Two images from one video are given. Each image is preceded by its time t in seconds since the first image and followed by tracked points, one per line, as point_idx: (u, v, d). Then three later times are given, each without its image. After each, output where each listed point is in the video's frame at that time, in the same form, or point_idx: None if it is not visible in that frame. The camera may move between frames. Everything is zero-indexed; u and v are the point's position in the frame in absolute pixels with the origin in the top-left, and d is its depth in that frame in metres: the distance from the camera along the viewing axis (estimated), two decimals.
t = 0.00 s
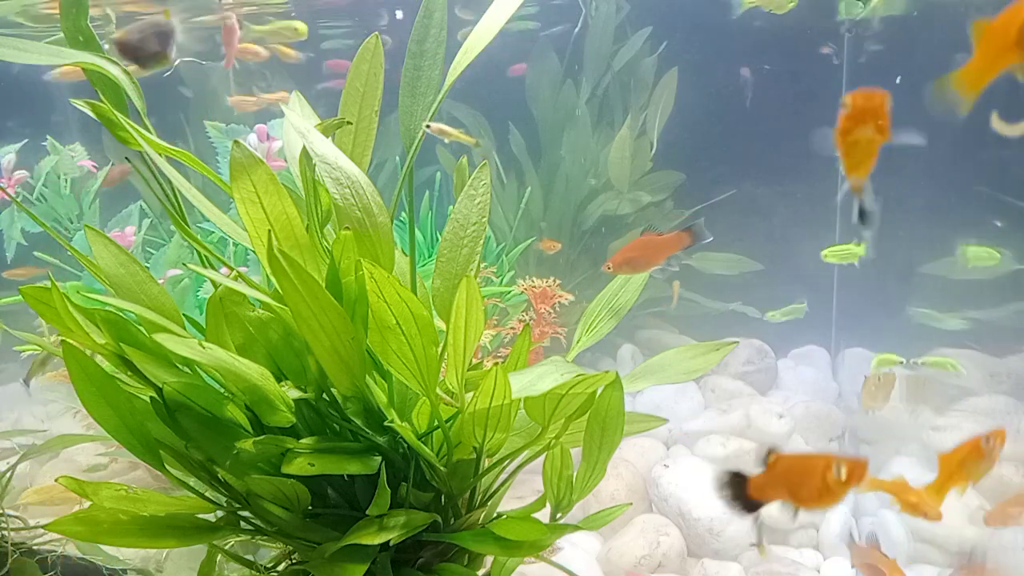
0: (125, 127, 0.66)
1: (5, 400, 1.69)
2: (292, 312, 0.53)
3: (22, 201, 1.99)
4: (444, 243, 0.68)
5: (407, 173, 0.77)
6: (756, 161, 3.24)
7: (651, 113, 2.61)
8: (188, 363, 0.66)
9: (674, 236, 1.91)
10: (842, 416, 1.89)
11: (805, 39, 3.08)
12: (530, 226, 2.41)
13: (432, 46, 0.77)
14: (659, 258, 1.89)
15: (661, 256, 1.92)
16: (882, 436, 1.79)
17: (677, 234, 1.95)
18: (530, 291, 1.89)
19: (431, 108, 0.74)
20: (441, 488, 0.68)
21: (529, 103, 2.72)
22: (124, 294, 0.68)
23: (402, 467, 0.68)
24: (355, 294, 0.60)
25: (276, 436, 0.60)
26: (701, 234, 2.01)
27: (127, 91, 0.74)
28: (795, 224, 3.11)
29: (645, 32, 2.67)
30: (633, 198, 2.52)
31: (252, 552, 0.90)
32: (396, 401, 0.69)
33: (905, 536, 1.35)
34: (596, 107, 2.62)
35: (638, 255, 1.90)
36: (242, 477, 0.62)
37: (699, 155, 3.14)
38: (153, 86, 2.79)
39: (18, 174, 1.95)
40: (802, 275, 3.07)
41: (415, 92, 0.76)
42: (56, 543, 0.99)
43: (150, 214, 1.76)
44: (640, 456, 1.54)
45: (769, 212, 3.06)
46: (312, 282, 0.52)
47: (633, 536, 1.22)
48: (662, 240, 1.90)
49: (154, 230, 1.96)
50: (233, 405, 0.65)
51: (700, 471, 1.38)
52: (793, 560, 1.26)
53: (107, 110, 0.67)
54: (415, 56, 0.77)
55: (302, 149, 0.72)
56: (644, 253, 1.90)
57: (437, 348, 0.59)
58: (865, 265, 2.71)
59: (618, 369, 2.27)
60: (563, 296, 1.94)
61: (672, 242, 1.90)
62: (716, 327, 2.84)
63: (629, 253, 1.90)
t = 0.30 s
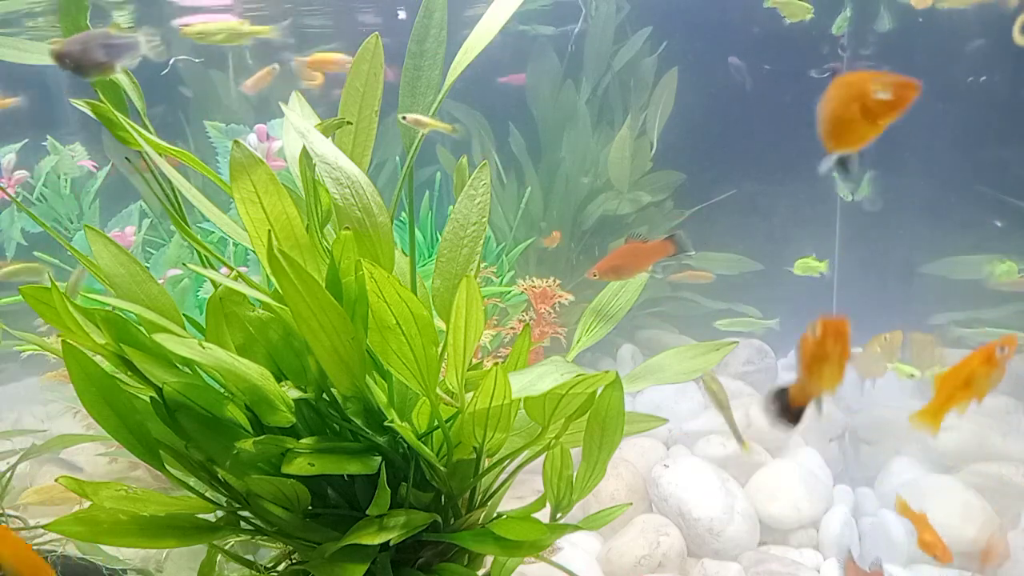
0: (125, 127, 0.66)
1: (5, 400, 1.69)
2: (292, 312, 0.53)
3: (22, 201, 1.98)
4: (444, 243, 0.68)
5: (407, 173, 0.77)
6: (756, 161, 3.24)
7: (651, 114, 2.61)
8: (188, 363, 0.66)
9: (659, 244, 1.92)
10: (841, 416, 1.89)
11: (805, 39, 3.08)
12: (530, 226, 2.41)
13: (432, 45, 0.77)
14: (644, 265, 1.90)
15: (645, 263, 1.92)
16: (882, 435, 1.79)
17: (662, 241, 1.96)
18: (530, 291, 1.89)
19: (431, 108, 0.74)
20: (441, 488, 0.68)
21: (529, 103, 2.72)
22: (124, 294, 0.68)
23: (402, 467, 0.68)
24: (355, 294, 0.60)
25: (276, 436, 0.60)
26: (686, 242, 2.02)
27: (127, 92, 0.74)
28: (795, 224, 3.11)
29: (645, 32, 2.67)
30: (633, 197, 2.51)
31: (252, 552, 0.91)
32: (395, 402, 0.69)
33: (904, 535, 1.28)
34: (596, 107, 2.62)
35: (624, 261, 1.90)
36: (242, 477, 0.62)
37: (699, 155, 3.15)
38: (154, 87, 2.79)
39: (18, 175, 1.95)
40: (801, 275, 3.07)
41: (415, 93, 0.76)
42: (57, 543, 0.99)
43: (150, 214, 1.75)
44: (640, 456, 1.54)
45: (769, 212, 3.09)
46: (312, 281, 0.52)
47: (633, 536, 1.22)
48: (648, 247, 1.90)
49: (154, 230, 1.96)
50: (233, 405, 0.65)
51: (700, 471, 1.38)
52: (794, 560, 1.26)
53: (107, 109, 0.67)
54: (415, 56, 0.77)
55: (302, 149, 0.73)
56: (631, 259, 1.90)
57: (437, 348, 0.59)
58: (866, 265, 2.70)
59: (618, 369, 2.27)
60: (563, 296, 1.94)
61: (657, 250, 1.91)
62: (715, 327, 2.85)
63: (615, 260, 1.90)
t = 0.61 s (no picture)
0: (125, 127, 0.66)
1: (6, 400, 1.69)
2: (292, 312, 0.53)
3: (22, 201, 1.98)
4: (444, 244, 0.68)
5: (407, 173, 0.77)
6: (756, 161, 3.24)
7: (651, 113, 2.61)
8: (188, 363, 0.66)
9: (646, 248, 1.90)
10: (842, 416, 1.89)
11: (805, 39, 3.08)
12: (530, 226, 2.41)
13: (433, 45, 0.77)
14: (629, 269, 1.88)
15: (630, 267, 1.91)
16: (883, 435, 1.79)
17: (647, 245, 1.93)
18: (530, 291, 1.89)
19: (431, 108, 0.74)
20: (441, 488, 0.68)
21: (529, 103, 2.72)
22: (124, 294, 0.68)
23: (402, 467, 0.68)
24: (355, 294, 0.60)
25: (276, 436, 0.60)
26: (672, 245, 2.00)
27: (128, 92, 0.74)
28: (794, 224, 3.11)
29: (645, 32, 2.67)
30: (633, 197, 2.52)
31: (252, 552, 0.91)
32: (395, 402, 0.69)
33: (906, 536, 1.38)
34: (596, 107, 2.62)
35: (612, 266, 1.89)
36: (242, 477, 0.62)
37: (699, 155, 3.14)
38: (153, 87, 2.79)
39: (18, 175, 1.95)
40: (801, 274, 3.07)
41: (415, 92, 0.76)
42: (56, 544, 0.99)
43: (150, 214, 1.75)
44: (640, 456, 1.54)
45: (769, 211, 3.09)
46: (312, 281, 0.52)
47: (633, 536, 1.22)
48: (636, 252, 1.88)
49: (154, 231, 1.96)
50: (232, 405, 0.65)
51: (700, 471, 1.38)
52: (795, 561, 1.26)
53: (107, 110, 0.67)
54: (415, 56, 0.77)
55: (302, 149, 0.73)
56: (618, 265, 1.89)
57: (437, 348, 0.59)
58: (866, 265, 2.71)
59: (618, 369, 2.27)
60: (563, 296, 1.94)
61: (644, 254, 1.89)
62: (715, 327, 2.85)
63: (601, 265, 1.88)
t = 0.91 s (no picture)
0: (125, 127, 0.66)
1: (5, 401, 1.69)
2: (292, 312, 0.53)
3: (22, 201, 1.98)
4: (444, 243, 0.68)
5: (407, 174, 0.77)
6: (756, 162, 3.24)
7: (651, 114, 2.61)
8: (188, 363, 0.66)
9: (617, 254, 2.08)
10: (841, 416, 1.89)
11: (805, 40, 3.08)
12: (530, 226, 2.41)
13: (432, 46, 0.77)
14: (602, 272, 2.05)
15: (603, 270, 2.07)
16: (882, 435, 1.79)
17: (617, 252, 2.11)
18: (530, 291, 1.90)
19: (431, 108, 0.74)
20: (441, 488, 0.68)
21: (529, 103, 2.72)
22: (124, 294, 0.68)
23: (402, 467, 0.68)
24: (355, 294, 0.60)
25: (276, 436, 0.60)
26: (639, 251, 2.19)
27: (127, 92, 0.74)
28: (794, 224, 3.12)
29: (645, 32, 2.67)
30: (633, 197, 2.52)
31: (251, 552, 0.91)
32: (395, 402, 0.69)
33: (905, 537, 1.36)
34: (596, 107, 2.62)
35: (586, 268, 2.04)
36: (242, 477, 0.62)
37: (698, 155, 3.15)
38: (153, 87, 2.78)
39: (18, 175, 1.95)
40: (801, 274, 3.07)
41: (414, 93, 0.76)
42: (56, 544, 0.99)
43: (150, 214, 1.75)
44: (640, 456, 1.54)
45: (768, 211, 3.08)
46: (312, 281, 0.52)
47: (633, 535, 1.22)
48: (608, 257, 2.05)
49: (154, 231, 1.95)
50: (232, 405, 0.65)
51: (700, 471, 1.38)
52: (795, 560, 1.26)
53: (107, 110, 0.67)
54: (415, 56, 0.77)
55: (302, 149, 0.73)
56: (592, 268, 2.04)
57: (437, 348, 0.59)
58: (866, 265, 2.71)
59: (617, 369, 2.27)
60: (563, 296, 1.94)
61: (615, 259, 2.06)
62: (715, 327, 2.85)
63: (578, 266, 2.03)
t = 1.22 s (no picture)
0: (125, 127, 0.66)
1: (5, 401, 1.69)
2: (292, 312, 0.53)
3: (22, 201, 1.98)
4: (444, 243, 0.68)
5: (407, 174, 0.77)
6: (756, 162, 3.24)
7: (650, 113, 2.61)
8: (188, 363, 0.66)
9: (580, 258, 2.17)
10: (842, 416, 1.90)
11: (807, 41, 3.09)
12: (530, 226, 2.41)
13: (433, 45, 0.77)
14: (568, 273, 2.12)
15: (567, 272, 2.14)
16: (881, 435, 1.79)
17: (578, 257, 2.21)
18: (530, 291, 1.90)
19: (431, 108, 0.74)
20: (441, 488, 0.68)
21: (529, 103, 2.72)
22: (124, 294, 0.68)
23: (402, 467, 0.68)
24: (355, 294, 0.60)
25: (276, 436, 0.60)
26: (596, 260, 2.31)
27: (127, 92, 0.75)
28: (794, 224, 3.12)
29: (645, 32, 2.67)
30: (633, 198, 2.52)
31: (252, 552, 0.91)
32: (396, 402, 0.69)
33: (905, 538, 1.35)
34: (597, 107, 2.62)
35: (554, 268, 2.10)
36: (242, 477, 0.62)
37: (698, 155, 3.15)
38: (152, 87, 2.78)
39: (18, 175, 1.95)
40: (801, 274, 3.07)
41: (414, 93, 0.76)
42: (56, 544, 0.99)
43: (150, 214, 1.75)
44: (640, 456, 1.54)
45: (769, 211, 3.05)
46: (312, 281, 0.52)
47: (633, 535, 1.22)
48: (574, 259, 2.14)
49: (154, 231, 1.95)
50: (232, 405, 0.65)
51: (700, 471, 1.38)
52: (794, 561, 1.26)
53: (108, 110, 0.67)
54: (416, 56, 0.77)
55: (303, 149, 0.73)
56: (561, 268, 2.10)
57: (437, 348, 0.59)
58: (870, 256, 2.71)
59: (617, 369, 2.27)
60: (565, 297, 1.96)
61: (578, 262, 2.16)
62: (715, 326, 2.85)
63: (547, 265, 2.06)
